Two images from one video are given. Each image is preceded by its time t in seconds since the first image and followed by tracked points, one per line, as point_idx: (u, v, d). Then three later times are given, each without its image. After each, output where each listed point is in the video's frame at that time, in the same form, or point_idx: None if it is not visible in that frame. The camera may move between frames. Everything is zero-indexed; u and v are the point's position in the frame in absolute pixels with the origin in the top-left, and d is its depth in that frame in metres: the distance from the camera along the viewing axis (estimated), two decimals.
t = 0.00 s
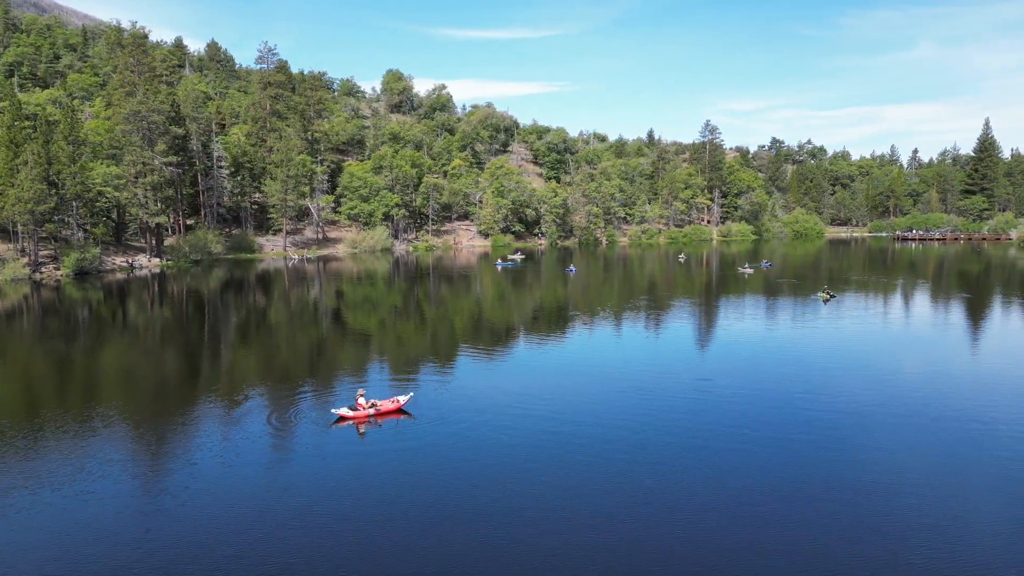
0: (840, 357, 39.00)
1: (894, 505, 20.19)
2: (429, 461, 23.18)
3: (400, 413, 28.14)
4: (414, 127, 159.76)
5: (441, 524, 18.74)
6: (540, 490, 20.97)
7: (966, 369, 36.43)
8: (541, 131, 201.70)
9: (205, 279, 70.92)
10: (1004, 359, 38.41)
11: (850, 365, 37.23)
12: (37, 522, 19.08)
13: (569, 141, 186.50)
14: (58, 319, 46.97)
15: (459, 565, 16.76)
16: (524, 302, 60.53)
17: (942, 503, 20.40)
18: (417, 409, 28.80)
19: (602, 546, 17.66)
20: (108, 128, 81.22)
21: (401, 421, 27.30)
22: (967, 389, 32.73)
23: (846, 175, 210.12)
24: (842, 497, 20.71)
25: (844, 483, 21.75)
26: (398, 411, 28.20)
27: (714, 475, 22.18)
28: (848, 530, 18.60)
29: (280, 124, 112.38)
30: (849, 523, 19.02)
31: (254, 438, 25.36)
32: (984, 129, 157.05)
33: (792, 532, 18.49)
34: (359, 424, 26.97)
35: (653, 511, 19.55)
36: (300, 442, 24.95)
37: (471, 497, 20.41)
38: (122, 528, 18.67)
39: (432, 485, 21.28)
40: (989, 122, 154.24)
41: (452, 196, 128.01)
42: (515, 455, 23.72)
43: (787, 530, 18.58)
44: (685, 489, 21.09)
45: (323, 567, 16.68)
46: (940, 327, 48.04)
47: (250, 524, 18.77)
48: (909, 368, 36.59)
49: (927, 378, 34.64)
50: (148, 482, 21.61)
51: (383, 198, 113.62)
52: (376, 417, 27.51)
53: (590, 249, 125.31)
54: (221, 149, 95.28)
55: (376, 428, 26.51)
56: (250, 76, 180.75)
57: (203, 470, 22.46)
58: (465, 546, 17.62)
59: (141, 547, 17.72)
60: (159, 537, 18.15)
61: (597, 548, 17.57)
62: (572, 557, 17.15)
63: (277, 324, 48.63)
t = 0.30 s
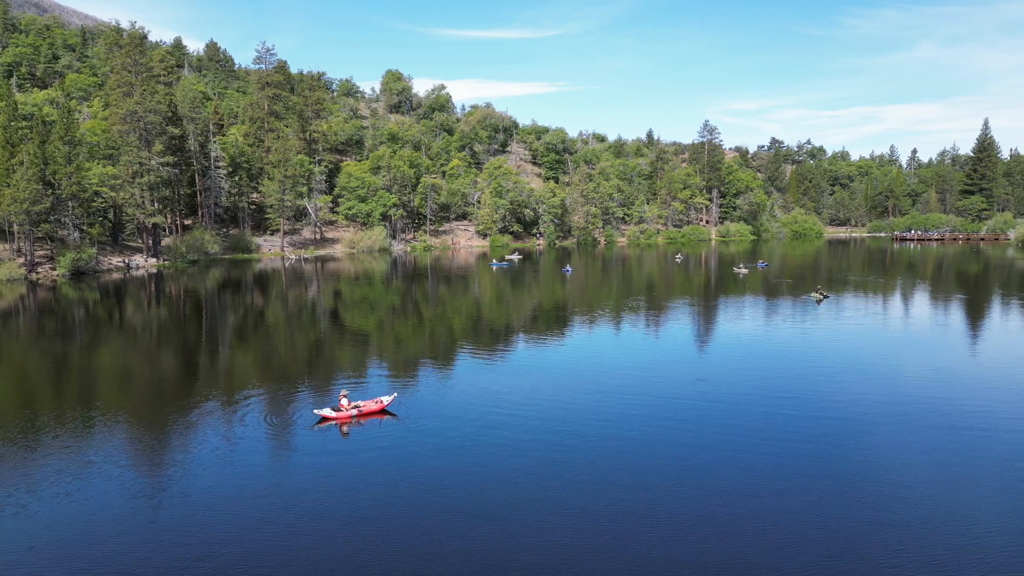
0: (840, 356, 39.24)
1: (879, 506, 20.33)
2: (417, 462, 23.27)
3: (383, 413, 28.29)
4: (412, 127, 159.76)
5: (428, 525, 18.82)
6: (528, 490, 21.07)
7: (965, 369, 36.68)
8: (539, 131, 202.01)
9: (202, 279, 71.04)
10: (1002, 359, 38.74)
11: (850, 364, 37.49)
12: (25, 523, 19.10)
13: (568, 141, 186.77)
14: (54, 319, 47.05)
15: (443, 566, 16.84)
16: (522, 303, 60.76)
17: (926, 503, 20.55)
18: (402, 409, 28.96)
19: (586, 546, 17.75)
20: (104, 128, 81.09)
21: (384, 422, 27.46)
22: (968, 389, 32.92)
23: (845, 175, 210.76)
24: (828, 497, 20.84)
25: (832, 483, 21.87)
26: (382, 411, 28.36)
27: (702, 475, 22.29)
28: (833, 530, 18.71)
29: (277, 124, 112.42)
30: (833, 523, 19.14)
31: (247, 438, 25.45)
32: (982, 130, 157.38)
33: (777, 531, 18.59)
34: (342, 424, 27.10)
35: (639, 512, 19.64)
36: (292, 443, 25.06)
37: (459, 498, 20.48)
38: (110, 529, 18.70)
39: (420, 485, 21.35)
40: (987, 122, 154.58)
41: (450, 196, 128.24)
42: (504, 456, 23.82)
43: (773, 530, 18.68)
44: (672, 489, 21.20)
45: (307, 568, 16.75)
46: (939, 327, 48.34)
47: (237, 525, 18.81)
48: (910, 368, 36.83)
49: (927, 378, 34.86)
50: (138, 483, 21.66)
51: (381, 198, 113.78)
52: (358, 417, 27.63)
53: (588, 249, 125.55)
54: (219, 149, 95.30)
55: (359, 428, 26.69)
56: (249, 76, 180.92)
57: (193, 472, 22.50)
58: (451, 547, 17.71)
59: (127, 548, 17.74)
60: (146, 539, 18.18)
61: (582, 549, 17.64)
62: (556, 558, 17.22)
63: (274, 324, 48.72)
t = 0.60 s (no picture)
0: (841, 357, 39.33)
1: (869, 505, 20.45)
2: (409, 462, 23.28)
3: (366, 413, 28.32)
4: (411, 127, 159.72)
5: (416, 526, 18.83)
6: (520, 490, 21.10)
7: (965, 369, 36.79)
8: (538, 131, 202.09)
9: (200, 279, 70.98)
10: (1003, 359, 38.84)
11: (850, 364, 37.59)
12: (14, 524, 19.05)
13: (567, 141, 186.80)
14: (50, 318, 47.00)
15: (430, 567, 16.85)
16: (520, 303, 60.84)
17: (918, 503, 20.64)
18: (388, 409, 28.98)
19: (575, 546, 17.82)
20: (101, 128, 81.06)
21: (367, 422, 27.49)
22: (969, 389, 32.99)
23: (845, 176, 211.06)
24: (820, 498, 20.88)
25: (823, 483, 21.99)
26: (365, 411, 28.41)
27: (697, 475, 22.36)
28: (822, 531, 18.79)
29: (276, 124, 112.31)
30: (824, 524, 19.18)
31: (240, 438, 25.49)
32: (982, 130, 157.59)
33: (767, 532, 18.64)
34: (324, 424, 27.18)
35: (629, 512, 19.72)
36: (283, 443, 25.10)
37: (449, 498, 20.51)
38: (99, 530, 18.68)
39: (411, 486, 21.40)
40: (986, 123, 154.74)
41: (449, 196, 128.27)
42: (498, 456, 23.87)
43: (762, 530, 18.75)
44: (664, 489, 21.25)
45: (291, 568, 16.77)
46: (939, 327, 48.45)
47: (225, 526, 18.84)
48: (910, 369, 36.94)
49: (927, 378, 34.95)
50: (128, 485, 21.60)
51: (379, 198, 113.74)
52: (341, 418, 27.72)
53: (587, 249, 125.57)
54: (217, 149, 95.18)
55: (342, 428, 26.76)
56: (248, 75, 180.88)
57: (186, 473, 22.46)
58: (437, 547, 17.74)
59: (112, 549, 17.73)
60: (132, 540, 18.15)
61: (569, 549, 17.69)
62: (544, 557, 17.30)
63: (272, 324, 48.77)
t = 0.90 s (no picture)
0: (842, 357, 39.39)
1: (862, 507, 20.37)
2: (400, 463, 23.19)
3: (350, 413, 28.29)
4: (410, 127, 159.67)
5: (405, 527, 18.74)
6: (511, 492, 21.04)
7: (968, 369, 36.83)
8: (538, 131, 202.23)
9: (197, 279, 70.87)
10: (1004, 359, 38.91)
11: (852, 365, 37.65)
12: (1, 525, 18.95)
13: (566, 141, 186.83)
14: (47, 319, 46.95)
15: (417, 568, 16.77)
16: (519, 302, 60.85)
17: (912, 505, 20.57)
18: (376, 409, 28.96)
19: (565, 548, 17.74)
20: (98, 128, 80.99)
21: (351, 421, 27.46)
22: (973, 390, 32.95)
23: (844, 176, 211.59)
24: (813, 499, 20.82)
25: (817, 484, 21.92)
26: (348, 412, 28.36)
27: (691, 477, 22.30)
28: (814, 533, 18.72)
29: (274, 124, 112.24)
30: (816, 526, 19.10)
31: (234, 438, 25.41)
32: (982, 129, 157.61)
33: (758, 534, 18.57)
34: (307, 424, 27.16)
35: (620, 514, 19.62)
36: (275, 443, 24.97)
37: (440, 500, 20.43)
38: (86, 532, 18.57)
39: (402, 487, 21.31)
40: (986, 122, 154.81)
41: (448, 196, 128.36)
42: (491, 457, 23.79)
43: (753, 532, 18.67)
44: (656, 491, 21.18)
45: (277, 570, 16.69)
46: (940, 327, 48.59)
47: (214, 528, 18.73)
48: (912, 369, 36.98)
49: (929, 379, 34.99)
50: (119, 486, 21.51)
51: (378, 198, 113.67)
52: (324, 418, 27.68)
53: (586, 249, 125.55)
54: (214, 149, 95.10)
55: (324, 428, 26.72)
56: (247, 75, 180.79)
57: (177, 474, 22.35)
58: (426, 549, 17.67)
59: (98, 551, 17.63)
60: (119, 542, 18.03)
61: (559, 552, 17.58)
62: (532, 560, 17.22)
63: (270, 324, 48.69)
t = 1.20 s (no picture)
0: (844, 357, 39.46)
1: (858, 509, 20.26)
2: (395, 464, 23.18)
3: (335, 413, 28.34)
4: (410, 127, 159.82)
5: (398, 528, 18.74)
6: (506, 493, 21.01)
7: (970, 370, 36.87)
8: (538, 131, 202.36)
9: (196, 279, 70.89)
10: (1005, 359, 38.97)
11: (854, 365, 37.70)
12: None
13: (567, 141, 186.84)
14: (46, 319, 46.97)
15: (412, 568, 16.86)
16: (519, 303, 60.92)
17: (911, 507, 20.48)
18: (372, 410, 29.03)
19: (559, 550, 17.71)
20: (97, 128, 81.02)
21: (335, 422, 27.51)
22: (974, 390, 32.98)
23: (845, 176, 211.67)
24: (809, 500, 20.79)
25: (816, 486, 21.86)
26: (333, 412, 28.40)
27: (691, 478, 22.26)
28: (809, 534, 18.70)
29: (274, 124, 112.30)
30: (811, 528, 19.08)
31: (231, 439, 25.38)
32: (983, 129, 157.65)
33: (752, 535, 18.57)
34: (291, 424, 27.19)
35: (614, 515, 19.59)
36: (271, 445, 24.89)
37: (434, 501, 20.40)
38: (76, 535, 18.48)
39: (397, 489, 21.25)
40: (987, 123, 154.85)
41: (448, 196, 128.46)
42: (487, 458, 23.80)
43: (748, 534, 18.62)
44: (651, 491, 21.16)
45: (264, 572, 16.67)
46: (942, 327, 48.64)
47: (205, 530, 18.71)
48: (915, 369, 37.00)
49: (931, 379, 35.04)
50: (113, 488, 21.44)
51: (377, 198, 113.64)
52: (309, 418, 27.77)
53: (585, 249, 125.58)
54: (214, 149, 95.14)
55: (308, 428, 26.77)
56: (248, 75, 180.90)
57: (169, 476, 22.23)
58: (419, 551, 17.64)
59: (88, 554, 17.56)
60: (109, 546, 17.97)
61: (553, 553, 17.56)
62: (525, 562, 17.18)
63: (269, 324, 48.72)
